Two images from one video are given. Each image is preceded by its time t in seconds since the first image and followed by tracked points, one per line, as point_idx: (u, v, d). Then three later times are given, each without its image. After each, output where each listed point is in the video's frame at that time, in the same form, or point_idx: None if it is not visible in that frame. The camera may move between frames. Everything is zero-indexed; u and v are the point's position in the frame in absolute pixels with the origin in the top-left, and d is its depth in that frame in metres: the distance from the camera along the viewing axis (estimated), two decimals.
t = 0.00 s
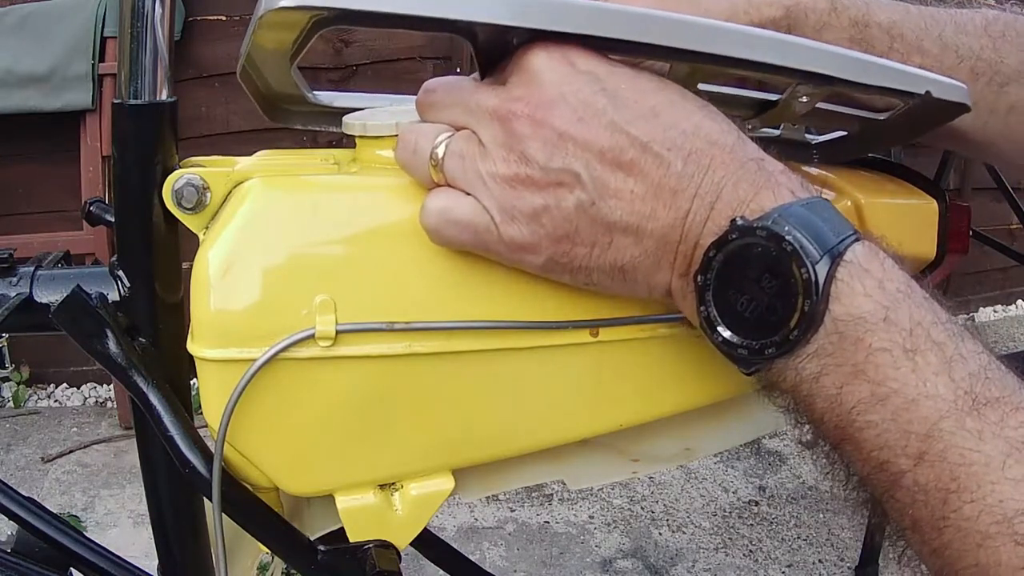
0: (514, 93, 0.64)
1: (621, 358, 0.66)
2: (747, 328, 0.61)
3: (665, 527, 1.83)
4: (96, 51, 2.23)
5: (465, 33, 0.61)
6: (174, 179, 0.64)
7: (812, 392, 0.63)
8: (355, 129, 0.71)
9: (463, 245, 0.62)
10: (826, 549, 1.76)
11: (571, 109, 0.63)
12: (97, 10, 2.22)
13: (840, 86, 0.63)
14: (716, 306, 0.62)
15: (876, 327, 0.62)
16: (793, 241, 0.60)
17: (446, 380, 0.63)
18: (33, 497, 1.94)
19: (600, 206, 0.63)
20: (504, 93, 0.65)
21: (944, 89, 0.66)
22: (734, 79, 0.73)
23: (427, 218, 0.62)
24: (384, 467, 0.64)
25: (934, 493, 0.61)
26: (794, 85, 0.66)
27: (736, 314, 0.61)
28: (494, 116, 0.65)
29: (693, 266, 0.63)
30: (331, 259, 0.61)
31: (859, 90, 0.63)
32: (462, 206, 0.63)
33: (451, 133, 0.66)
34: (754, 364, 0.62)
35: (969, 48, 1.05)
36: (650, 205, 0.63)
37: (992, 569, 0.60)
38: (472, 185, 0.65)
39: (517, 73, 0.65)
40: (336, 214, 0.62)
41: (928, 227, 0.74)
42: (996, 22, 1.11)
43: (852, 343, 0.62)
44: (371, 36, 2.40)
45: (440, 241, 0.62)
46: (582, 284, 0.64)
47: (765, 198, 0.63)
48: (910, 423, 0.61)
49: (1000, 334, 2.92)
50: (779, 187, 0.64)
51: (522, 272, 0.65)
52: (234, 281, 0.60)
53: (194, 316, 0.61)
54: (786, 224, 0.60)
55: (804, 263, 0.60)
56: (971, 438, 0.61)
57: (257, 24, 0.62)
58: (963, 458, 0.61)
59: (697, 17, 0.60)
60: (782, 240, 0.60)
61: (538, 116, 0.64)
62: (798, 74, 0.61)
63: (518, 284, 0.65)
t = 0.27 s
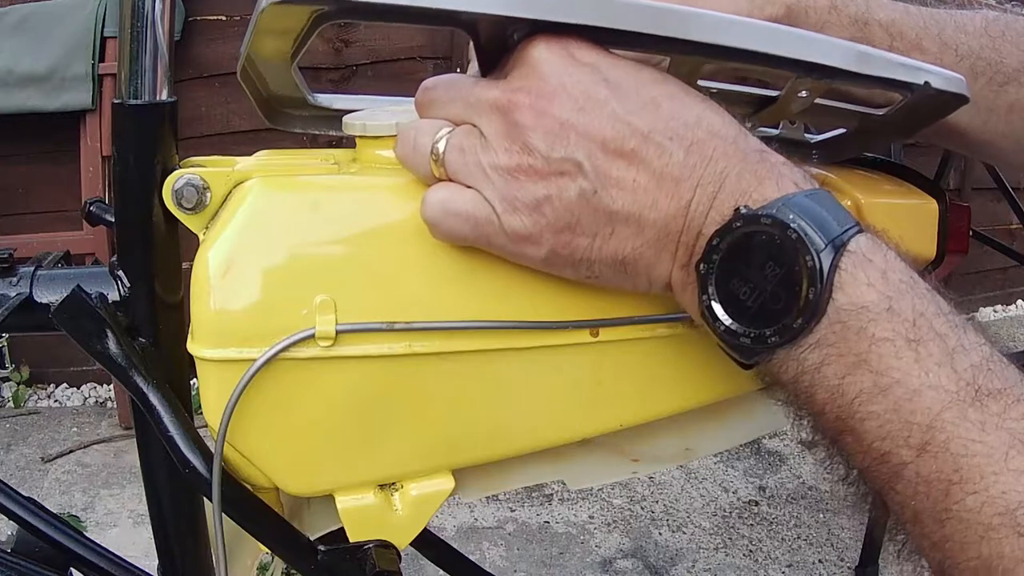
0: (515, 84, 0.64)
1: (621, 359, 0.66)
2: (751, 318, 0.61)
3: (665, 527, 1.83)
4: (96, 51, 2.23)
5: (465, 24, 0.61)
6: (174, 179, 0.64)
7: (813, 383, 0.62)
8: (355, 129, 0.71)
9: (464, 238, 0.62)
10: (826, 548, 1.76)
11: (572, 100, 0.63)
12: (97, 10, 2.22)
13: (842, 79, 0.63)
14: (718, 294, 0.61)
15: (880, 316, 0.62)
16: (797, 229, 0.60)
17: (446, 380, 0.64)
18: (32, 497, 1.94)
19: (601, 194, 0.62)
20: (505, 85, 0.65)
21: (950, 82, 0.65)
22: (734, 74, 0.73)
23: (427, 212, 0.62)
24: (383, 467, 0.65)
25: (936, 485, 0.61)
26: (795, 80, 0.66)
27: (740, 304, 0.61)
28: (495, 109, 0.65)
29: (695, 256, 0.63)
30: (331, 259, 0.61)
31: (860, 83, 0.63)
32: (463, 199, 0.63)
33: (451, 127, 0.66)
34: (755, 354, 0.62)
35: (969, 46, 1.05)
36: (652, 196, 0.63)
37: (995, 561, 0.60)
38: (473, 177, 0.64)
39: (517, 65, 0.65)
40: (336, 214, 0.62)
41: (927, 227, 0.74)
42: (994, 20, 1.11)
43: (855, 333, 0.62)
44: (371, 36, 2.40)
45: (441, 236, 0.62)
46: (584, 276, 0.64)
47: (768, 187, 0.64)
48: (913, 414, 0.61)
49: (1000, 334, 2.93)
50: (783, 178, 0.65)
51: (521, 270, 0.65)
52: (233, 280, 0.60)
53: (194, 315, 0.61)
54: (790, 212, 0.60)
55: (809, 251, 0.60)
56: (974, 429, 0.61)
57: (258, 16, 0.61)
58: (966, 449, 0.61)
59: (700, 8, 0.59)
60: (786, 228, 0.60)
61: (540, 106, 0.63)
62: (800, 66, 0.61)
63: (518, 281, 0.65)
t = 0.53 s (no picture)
0: (516, 80, 0.64)
1: (622, 359, 0.66)
2: (757, 313, 0.61)
3: (665, 527, 1.83)
4: (96, 51, 2.23)
5: (466, 21, 0.61)
6: (174, 179, 0.64)
7: (818, 379, 0.62)
8: (355, 129, 0.71)
9: (466, 237, 0.62)
10: (826, 548, 1.76)
11: (572, 95, 0.63)
12: (97, 10, 2.22)
13: (843, 76, 0.62)
14: (724, 288, 0.61)
15: (885, 313, 0.62)
16: (805, 224, 0.60)
17: (446, 380, 0.64)
18: (32, 497, 1.94)
19: (603, 190, 0.63)
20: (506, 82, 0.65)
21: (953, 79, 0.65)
22: (734, 72, 0.73)
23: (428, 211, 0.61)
24: (383, 468, 0.65)
25: (940, 483, 0.61)
26: (795, 77, 0.66)
27: (746, 300, 0.61)
28: (496, 106, 0.65)
29: (700, 251, 0.63)
30: (331, 259, 0.61)
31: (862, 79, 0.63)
32: (465, 198, 0.63)
33: (452, 126, 0.66)
34: (760, 348, 0.62)
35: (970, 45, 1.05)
36: (654, 191, 0.63)
37: (998, 560, 0.60)
38: (475, 176, 0.64)
39: (518, 62, 0.65)
40: (336, 214, 0.62)
41: (928, 226, 0.74)
42: (994, 19, 1.11)
43: (861, 329, 0.62)
44: (371, 36, 2.40)
45: (442, 235, 0.62)
46: (588, 274, 0.64)
47: (773, 182, 0.63)
48: (918, 412, 0.61)
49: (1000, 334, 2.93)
50: (786, 174, 0.64)
51: (520, 270, 0.65)
52: (233, 280, 0.60)
53: (194, 315, 0.61)
54: (797, 208, 0.60)
55: (817, 246, 0.60)
56: (978, 428, 0.61)
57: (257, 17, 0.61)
58: (970, 448, 0.61)
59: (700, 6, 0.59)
60: (794, 223, 0.60)
61: (541, 103, 0.63)
62: (801, 63, 0.61)
63: (520, 280, 0.65)
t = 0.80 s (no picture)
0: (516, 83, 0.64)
1: (622, 359, 0.66)
2: (763, 319, 0.61)
3: (665, 527, 1.83)
4: (96, 51, 2.23)
5: (469, 23, 0.61)
6: (174, 179, 0.64)
7: (824, 386, 0.62)
8: (355, 129, 0.71)
9: (466, 238, 0.62)
10: (826, 548, 1.76)
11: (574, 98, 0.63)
12: (97, 10, 2.22)
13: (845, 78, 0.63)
14: (730, 295, 0.61)
15: (892, 319, 0.62)
16: (811, 230, 0.59)
17: (446, 380, 0.64)
18: (32, 497, 1.94)
19: (606, 194, 0.63)
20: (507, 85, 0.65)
21: (955, 79, 0.65)
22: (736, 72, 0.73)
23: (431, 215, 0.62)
24: (383, 468, 0.65)
25: (947, 489, 0.61)
26: (799, 78, 0.65)
27: (751, 305, 0.61)
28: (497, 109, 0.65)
29: (701, 255, 0.63)
30: (331, 258, 0.61)
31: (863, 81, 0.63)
32: (467, 200, 0.63)
33: (454, 129, 0.66)
34: (765, 355, 0.61)
35: (971, 45, 1.05)
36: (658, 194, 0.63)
37: (1004, 564, 0.61)
38: (476, 178, 0.64)
39: (520, 64, 0.65)
40: (336, 214, 0.62)
41: (927, 225, 0.75)
42: (995, 19, 1.11)
43: (868, 335, 0.61)
44: (371, 36, 2.40)
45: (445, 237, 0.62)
46: (590, 277, 0.64)
47: (777, 185, 0.63)
48: (924, 419, 0.61)
49: (1000, 334, 2.93)
50: (788, 177, 0.64)
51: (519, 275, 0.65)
52: (234, 279, 0.60)
53: (194, 316, 0.61)
54: (804, 213, 0.60)
55: (824, 252, 0.59)
56: (985, 434, 0.61)
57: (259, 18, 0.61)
58: (977, 454, 0.61)
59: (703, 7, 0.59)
60: (801, 229, 0.59)
61: (542, 105, 0.63)
62: (803, 65, 0.61)
63: (521, 281, 0.65)
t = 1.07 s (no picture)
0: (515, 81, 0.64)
1: (622, 359, 0.66)
2: (765, 316, 0.61)
3: (665, 527, 1.83)
4: (96, 51, 2.23)
5: (469, 22, 0.61)
6: (174, 179, 0.64)
7: (826, 382, 0.62)
8: (355, 129, 0.71)
9: (466, 238, 0.62)
10: (826, 548, 1.76)
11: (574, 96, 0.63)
12: (97, 10, 2.22)
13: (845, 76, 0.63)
14: (732, 291, 0.61)
15: (894, 316, 0.62)
16: (813, 226, 0.60)
17: (446, 380, 0.64)
18: (32, 497, 1.94)
19: (606, 191, 0.63)
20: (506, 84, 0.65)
21: (956, 77, 0.65)
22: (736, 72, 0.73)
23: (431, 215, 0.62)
24: (382, 468, 0.65)
25: (947, 484, 0.61)
26: (794, 75, 0.65)
27: (753, 302, 0.61)
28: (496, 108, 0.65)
29: (704, 253, 0.63)
30: (331, 258, 0.61)
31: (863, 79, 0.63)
32: (466, 199, 0.63)
33: (453, 127, 0.66)
34: (767, 351, 0.61)
35: (970, 45, 1.05)
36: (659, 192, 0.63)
37: (1004, 559, 0.61)
38: (476, 177, 0.64)
39: (519, 63, 0.65)
40: (337, 214, 0.62)
41: (927, 226, 0.75)
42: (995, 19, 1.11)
43: (869, 331, 0.62)
44: (371, 36, 2.40)
45: (445, 238, 0.62)
46: (590, 275, 0.64)
47: (777, 183, 0.63)
48: (924, 415, 0.61)
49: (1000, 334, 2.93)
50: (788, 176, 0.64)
51: (518, 276, 0.65)
52: (234, 279, 0.60)
53: (194, 316, 0.61)
54: (806, 209, 0.60)
55: (826, 247, 0.59)
56: (985, 430, 0.61)
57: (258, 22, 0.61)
58: (976, 449, 0.61)
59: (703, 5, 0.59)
60: (803, 225, 0.60)
61: (542, 103, 0.63)
62: (803, 63, 0.61)
63: (521, 281, 0.65)
